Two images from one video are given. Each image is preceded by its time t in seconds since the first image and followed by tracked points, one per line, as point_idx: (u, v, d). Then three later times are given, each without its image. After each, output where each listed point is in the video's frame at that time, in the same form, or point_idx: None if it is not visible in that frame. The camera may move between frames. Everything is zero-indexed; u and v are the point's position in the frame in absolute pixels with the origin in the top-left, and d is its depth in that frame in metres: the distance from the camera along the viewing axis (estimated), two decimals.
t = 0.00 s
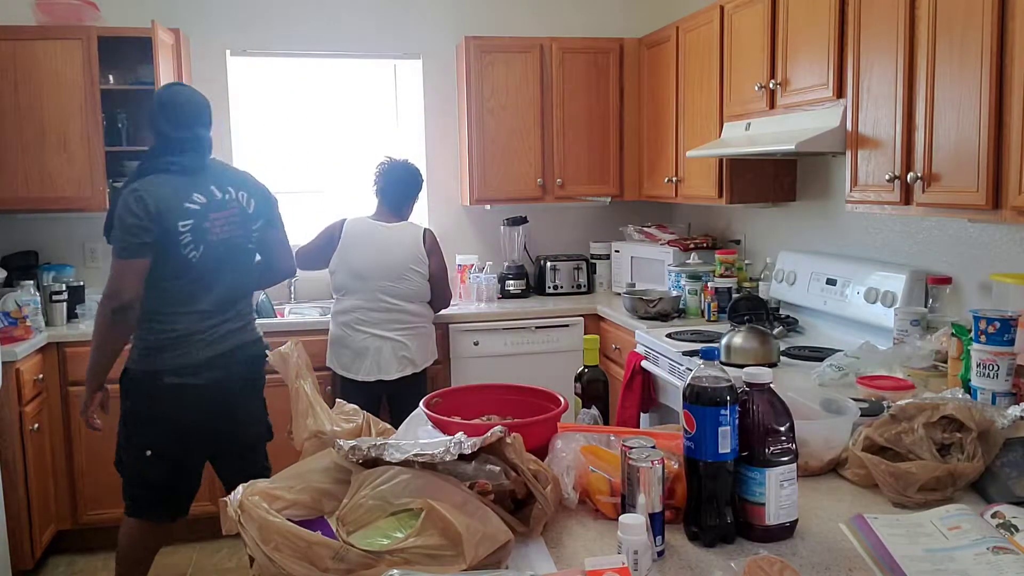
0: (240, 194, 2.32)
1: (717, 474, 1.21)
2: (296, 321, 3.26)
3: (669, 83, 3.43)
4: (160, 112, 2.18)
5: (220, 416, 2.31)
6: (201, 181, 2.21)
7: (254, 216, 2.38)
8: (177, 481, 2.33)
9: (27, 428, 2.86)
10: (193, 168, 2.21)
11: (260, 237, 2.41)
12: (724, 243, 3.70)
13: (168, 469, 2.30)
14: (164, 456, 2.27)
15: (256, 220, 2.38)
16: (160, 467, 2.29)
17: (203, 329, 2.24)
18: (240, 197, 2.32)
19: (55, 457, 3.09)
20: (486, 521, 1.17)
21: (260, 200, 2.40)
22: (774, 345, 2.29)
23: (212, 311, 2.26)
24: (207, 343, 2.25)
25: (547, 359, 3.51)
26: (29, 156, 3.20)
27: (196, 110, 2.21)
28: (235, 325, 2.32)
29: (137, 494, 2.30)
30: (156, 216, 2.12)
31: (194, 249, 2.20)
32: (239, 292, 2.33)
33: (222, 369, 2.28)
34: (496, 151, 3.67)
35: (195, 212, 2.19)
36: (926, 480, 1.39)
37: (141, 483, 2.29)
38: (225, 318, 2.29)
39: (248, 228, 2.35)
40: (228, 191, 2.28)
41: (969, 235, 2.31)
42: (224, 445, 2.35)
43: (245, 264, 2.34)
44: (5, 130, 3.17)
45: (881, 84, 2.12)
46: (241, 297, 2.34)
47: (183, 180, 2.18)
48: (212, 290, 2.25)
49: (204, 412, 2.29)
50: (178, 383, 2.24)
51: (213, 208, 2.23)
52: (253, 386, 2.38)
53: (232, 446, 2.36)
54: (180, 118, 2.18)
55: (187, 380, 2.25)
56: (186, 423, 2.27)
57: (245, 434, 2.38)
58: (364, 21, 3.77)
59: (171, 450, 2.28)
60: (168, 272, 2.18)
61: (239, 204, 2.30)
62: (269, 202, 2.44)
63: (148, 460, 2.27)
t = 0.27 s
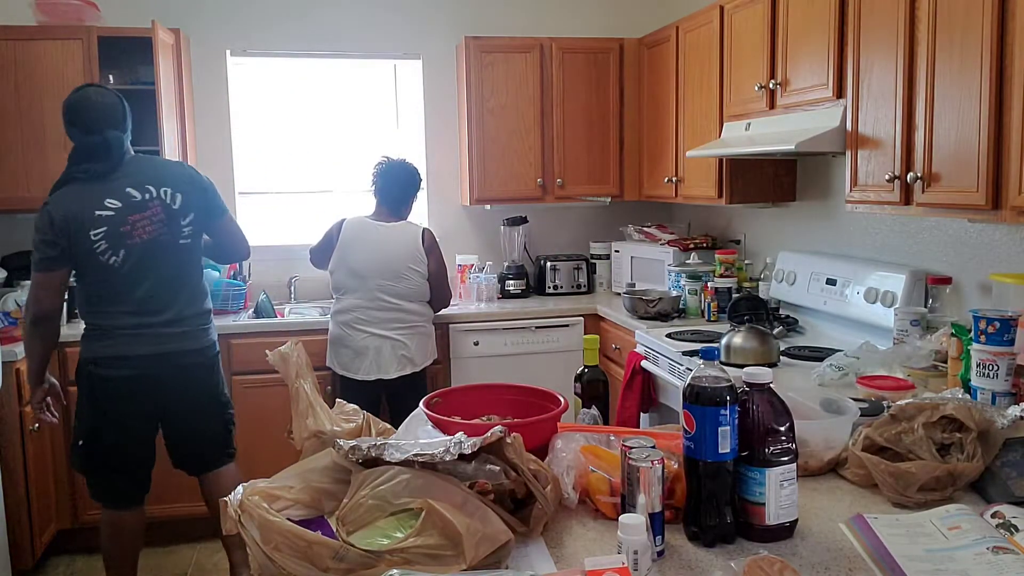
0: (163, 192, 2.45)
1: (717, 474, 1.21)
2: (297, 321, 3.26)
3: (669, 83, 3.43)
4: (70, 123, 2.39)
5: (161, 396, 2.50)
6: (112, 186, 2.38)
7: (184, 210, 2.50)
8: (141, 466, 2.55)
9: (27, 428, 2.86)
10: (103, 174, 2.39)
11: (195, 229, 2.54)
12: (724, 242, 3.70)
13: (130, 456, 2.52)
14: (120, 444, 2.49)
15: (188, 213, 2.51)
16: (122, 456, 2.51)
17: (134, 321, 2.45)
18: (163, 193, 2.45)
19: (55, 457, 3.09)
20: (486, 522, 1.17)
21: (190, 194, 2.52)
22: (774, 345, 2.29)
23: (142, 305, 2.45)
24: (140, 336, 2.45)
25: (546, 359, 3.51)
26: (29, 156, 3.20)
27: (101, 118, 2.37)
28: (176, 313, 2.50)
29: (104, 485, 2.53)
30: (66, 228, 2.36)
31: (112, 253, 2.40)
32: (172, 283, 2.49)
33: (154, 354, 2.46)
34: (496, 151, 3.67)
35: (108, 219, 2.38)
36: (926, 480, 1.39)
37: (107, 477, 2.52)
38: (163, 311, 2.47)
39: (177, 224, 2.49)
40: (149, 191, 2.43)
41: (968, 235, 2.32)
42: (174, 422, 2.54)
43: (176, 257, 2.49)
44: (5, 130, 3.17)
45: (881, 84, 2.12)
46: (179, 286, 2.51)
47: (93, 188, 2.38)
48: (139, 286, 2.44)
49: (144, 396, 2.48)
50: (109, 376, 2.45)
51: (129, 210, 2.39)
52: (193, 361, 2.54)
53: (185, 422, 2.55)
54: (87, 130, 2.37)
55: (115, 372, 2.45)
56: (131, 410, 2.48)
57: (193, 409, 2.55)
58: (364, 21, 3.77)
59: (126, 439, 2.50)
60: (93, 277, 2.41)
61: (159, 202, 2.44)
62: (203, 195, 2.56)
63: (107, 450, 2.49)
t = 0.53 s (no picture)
0: (132, 193, 2.50)
1: (717, 474, 1.21)
2: (296, 321, 3.26)
3: (669, 83, 3.43)
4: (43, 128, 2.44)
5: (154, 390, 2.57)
6: (81, 188, 2.44)
7: (155, 209, 2.55)
8: (133, 460, 2.61)
9: (27, 428, 2.86)
10: (73, 176, 2.44)
11: (168, 226, 2.60)
12: (724, 242, 3.70)
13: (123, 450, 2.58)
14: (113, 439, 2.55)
15: (160, 210, 2.57)
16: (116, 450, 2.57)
17: (116, 316, 2.51)
18: (132, 193, 2.50)
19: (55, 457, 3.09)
20: (486, 522, 1.17)
21: (160, 192, 2.57)
22: (774, 345, 2.29)
23: (122, 301, 2.51)
24: (124, 330, 2.52)
25: (546, 359, 3.51)
26: (29, 157, 3.20)
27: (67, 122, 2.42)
28: (155, 309, 2.56)
29: (99, 481, 2.60)
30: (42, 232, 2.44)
31: (86, 254, 2.47)
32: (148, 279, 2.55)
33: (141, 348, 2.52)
34: (496, 151, 3.67)
35: (78, 220, 2.44)
36: (926, 480, 1.40)
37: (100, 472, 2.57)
38: (140, 307, 2.53)
39: (149, 223, 2.54)
40: (118, 191, 2.48)
41: (968, 235, 2.32)
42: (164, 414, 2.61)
43: (150, 253, 2.55)
44: (6, 130, 3.17)
45: (881, 84, 2.12)
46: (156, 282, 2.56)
47: (63, 191, 2.44)
48: (115, 284, 2.51)
49: (135, 389, 2.55)
50: (99, 369, 2.51)
51: (99, 211, 2.45)
52: (179, 354, 2.60)
53: (175, 413, 2.62)
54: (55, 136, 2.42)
55: (104, 365, 2.51)
56: (119, 406, 2.54)
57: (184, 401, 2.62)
58: (363, 21, 3.77)
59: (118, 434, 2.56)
60: (71, 278, 2.49)
61: (128, 202, 2.49)
62: (176, 192, 2.61)
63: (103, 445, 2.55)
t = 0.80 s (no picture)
0: (151, 201, 2.61)
1: (717, 474, 1.21)
2: (296, 321, 3.26)
3: (669, 83, 3.43)
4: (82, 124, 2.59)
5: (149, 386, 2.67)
6: (103, 188, 2.55)
7: (170, 220, 2.66)
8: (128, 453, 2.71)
9: (27, 427, 2.86)
10: (97, 177, 2.55)
11: (179, 238, 2.71)
12: (724, 242, 3.70)
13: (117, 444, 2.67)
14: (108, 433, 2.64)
15: (173, 222, 2.68)
16: (109, 444, 2.65)
17: (116, 313, 2.61)
18: (151, 203, 2.61)
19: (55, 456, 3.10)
20: (486, 522, 1.17)
21: (178, 204, 2.68)
22: (774, 345, 2.29)
23: (123, 300, 2.62)
24: (123, 327, 2.62)
25: (546, 359, 3.51)
26: (29, 156, 3.20)
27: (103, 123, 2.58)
28: (156, 312, 2.67)
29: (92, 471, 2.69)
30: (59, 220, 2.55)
31: (97, 251, 2.57)
32: (152, 285, 2.65)
33: (138, 344, 2.63)
34: (496, 151, 3.67)
35: (95, 218, 2.55)
36: (926, 480, 1.40)
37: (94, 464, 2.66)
38: (142, 309, 2.64)
39: (162, 233, 2.65)
40: (138, 198, 2.59)
41: (968, 235, 2.32)
42: (159, 410, 2.72)
43: (158, 260, 2.66)
44: (5, 130, 3.17)
45: (881, 84, 2.12)
46: (158, 289, 2.67)
47: (85, 188, 2.55)
48: (119, 284, 2.61)
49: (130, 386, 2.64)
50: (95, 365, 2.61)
51: (116, 214, 2.56)
52: (176, 353, 2.71)
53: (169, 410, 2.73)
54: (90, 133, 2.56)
55: (100, 361, 2.61)
56: (114, 400, 2.63)
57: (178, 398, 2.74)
58: (363, 21, 3.77)
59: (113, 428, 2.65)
60: (78, 270, 2.60)
61: (146, 209, 2.60)
62: (191, 206, 2.72)
63: (98, 439, 2.64)
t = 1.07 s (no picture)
0: (172, 202, 2.79)
1: (717, 474, 1.21)
2: (296, 321, 3.26)
3: (669, 83, 3.43)
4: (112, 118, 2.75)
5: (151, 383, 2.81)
6: (128, 184, 2.73)
7: (187, 222, 2.84)
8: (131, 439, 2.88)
9: (27, 428, 2.86)
10: (122, 174, 2.73)
11: (194, 238, 2.87)
12: (724, 242, 3.70)
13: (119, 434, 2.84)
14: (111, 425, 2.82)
15: (190, 222, 2.85)
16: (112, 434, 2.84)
17: (122, 311, 2.76)
18: (172, 203, 2.79)
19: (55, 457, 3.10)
20: (486, 522, 1.17)
21: (196, 206, 2.86)
22: (774, 345, 2.29)
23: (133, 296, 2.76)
24: (127, 324, 2.77)
25: (546, 359, 3.51)
26: (29, 156, 3.20)
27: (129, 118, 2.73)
28: (165, 308, 2.82)
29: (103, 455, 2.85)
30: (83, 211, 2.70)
31: (116, 244, 2.73)
32: (164, 283, 2.81)
33: (142, 342, 2.77)
34: (496, 151, 3.67)
35: (117, 213, 2.72)
36: (926, 480, 1.39)
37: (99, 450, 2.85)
38: (153, 306, 2.79)
39: (179, 233, 2.82)
40: (160, 197, 2.77)
41: (968, 235, 2.32)
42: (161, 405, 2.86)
43: (173, 258, 2.82)
44: (5, 130, 3.17)
45: (881, 84, 2.12)
46: (169, 287, 2.83)
47: (110, 184, 2.72)
48: (133, 278, 2.76)
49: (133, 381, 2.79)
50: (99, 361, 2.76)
51: (138, 210, 2.73)
52: (180, 351, 2.85)
53: (171, 406, 2.87)
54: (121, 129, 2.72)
55: (104, 358, 2.76)
56: (124, 392, 2.80)
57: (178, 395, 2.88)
58: (362, 21, 3.77)
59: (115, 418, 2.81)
60: (94, 262, 2.74)
61: (167, 209, 2.78)
62: (209, 211, 2.90)
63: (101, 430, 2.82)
